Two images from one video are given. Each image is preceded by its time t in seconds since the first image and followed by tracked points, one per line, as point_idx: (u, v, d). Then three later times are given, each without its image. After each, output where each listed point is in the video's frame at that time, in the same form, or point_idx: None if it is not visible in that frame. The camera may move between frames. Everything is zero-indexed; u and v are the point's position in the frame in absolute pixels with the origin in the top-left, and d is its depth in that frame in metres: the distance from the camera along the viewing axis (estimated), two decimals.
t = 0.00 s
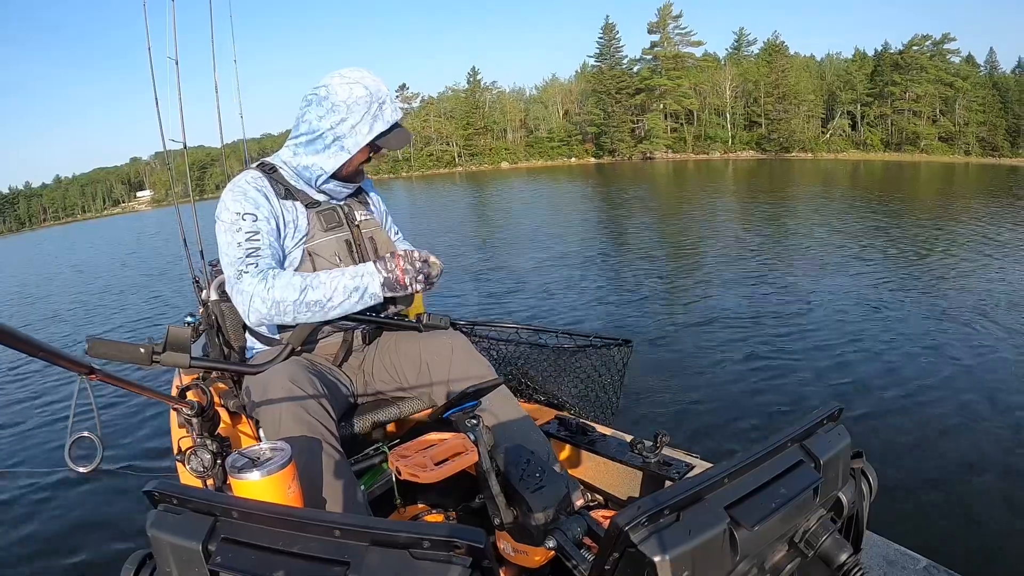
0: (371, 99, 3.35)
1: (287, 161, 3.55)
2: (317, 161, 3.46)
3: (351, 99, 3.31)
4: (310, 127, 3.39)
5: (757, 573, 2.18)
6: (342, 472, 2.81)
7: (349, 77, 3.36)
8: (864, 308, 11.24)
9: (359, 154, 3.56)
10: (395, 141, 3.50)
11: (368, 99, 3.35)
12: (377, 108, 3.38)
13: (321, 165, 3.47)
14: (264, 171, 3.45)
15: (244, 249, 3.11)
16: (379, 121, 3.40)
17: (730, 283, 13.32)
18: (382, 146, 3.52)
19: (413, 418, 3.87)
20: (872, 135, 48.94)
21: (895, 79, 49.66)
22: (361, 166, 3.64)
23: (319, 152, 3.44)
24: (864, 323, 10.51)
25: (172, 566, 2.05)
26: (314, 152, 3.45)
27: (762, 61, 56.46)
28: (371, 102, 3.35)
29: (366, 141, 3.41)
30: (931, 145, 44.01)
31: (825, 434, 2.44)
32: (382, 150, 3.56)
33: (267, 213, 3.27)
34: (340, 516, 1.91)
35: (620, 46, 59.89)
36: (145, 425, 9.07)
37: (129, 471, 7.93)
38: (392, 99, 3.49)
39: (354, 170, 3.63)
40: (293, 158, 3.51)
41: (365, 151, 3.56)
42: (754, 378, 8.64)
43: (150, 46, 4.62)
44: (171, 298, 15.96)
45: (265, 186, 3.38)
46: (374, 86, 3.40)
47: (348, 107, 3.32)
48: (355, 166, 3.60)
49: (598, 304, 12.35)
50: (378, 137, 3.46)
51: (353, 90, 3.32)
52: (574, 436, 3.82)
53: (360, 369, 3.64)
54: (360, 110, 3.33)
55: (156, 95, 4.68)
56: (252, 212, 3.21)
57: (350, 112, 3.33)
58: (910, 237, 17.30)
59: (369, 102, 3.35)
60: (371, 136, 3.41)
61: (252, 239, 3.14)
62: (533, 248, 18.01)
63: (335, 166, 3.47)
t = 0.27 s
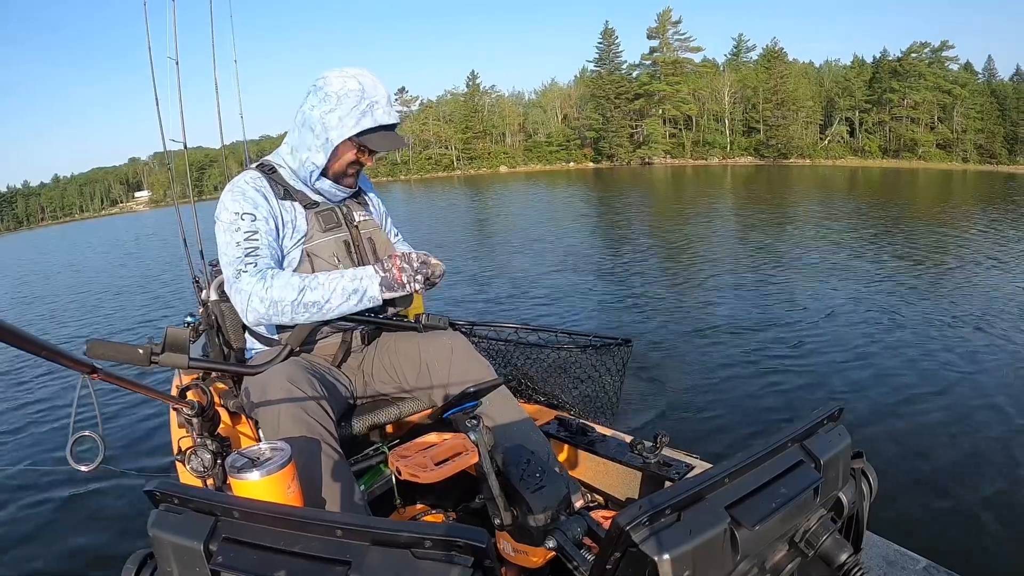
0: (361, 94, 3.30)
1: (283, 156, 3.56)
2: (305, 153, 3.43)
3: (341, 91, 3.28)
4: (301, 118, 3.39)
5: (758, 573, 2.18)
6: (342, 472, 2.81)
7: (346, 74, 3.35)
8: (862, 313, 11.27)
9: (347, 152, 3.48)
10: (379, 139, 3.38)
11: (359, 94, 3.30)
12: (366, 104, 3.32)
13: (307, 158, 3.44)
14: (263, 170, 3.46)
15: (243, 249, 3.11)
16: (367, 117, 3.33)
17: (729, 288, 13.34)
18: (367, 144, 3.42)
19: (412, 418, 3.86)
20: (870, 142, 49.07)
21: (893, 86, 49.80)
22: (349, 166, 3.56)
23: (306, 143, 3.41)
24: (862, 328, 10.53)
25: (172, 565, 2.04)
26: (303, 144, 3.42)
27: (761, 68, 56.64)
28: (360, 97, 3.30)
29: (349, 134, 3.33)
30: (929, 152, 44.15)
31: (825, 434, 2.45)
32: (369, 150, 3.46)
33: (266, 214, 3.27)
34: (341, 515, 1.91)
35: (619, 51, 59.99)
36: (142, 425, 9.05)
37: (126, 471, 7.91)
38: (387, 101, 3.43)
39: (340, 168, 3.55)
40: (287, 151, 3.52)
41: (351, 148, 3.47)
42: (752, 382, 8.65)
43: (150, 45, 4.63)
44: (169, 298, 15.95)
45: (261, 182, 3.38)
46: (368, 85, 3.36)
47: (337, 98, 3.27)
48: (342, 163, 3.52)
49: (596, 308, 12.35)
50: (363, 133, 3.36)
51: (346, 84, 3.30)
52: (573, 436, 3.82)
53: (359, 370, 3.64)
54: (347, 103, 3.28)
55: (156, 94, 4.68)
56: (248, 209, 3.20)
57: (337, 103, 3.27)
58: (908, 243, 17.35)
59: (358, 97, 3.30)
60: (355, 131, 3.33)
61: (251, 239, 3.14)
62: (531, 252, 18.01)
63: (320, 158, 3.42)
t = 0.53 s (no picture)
0: (357, 93, 3.29)
1: (283, 155, 3.57)
2: (302, 151, 3.44)
3: (338, 89, 3.27)
4: (298, 116, 3.39)
5: (758, 573, 2.18)
6: (341, 472, 2.82)
7: (343, 72, 3.34)
8: (862, 313, 11.28)
9: (343, 150, 3.47)
10: (373, 138, 3.36)
11: (356, 92, 3.29)
12: (362, 102, 3.30)
13: (304, 156, 3.44)
14: (262, 170, 3.46)
15: (242, 249, 3.11)
16: (362, 115, 3.31)
17: (728, 287, 13.35)
18: (362, 143, 3.40)
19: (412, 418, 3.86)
20: (870, 141, 49.08)
21: (893, 85, 49.80)
22: (346, 165, 3.55)
23: (303, 141, 3.41)
24: (861, 328, 10.54)
25: (173, 566, 2.04)
26: (300, 142, 3.43)
27: (760, 68, 56.69)
28: (356, 95, 3.29)
29: (343, 132, 3.31)
30: (929, 152, 44.19)
31: (825, 433, 2.45)
32: (364, 149, 3.45)
33: (264, 214, 3.27)
34: (341, 515, 1.91)
35: (618, 51, 59.97)
36: (143, 425, 9.06)
37: (126, 471, 7.91)
38: (385, 100, 3.41)
39: (337, 167, 3.54)
40: (285, 150, 3.52)
41: (346, 147, 3.45)
42: (752, 382, 8.66)
43: (150, 45, 4.63)
44: (169, 298, 15.95)
45: (260, 182, 3.39)
46: (365, 83, 3.35)
47: (334, 96, 3.27)
48: (338, 162, 3.50)
49: (596, 307, 12.37)
50: (358, 131, 3.35)
51: (343, 82, 3.29)
52: (574, 436, 3.83)
53: (359, 369, 3.64)
54: (341, 101, 3.26)
55: (156, 94, 4.69)
56: (246, 209, 3.21)
57: (334, 101, 3.27)
58: (907, 242, 17.38)
59: (353, 95, 3.28)
60: (350, 128, 3.31)
61: (250, 239, 3.14)
62: (531, 252, 18.03)
63: (315, 156, 3.42)
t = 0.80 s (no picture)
0: (355, 93, 3.29)
1: (281, 155, 3.57)
2: (300, 151, 3.44)
3: (336, 90, 3.27)
4: (297, 116, 3.39)
5: (757, 573, 2.18)
6: (341, 472, 2.81)
7: (342, 72, 3.34)
8: (861, 313, 11.28)
9: (341, 151, 3.46)
10: (372, 138, 3.36)
11: (354, 92, 3.29)
12: (360, 102, 3.30)
13: (303, 156, 3.44)
14: (261, 170, 3.46)
15: (242, 249, 3.10)
16: (360, 115, 3.31)
17: (727, 287, 13.35)
18: (360, 143, 3.39)
19: (412, 419, 3.86)
20: (868, 140, 49.14)
21: (891, 85, 49.85)
22: (345, 165, 3.54)
23: (302, 141, 3.42)
24: (860, 327, 10.55)
25: (172, 566, 2.04)
26: (299, 142, 3.43)
27: (758, 67, 56.76)
28: (355, 95, 3.29)
29: (342, 131, 3.31)
30: (927, 151, 44.25)
31: (824, 434, 2.45)
32: (363, 149, 3.44)
33: (264, 214, 3.26)
34: (341, 516, 1.91)
35: (617, 51, 60.00)
36: (141, 425, 9.04)
37: (125, 472, 7.90)
38: (384, 100, 3.41)
39: (336, 167, 3.54)
40: (284, 150, 3.52)
41: (345, 147, 3.45)
42: (751, 381, 8.66)
43: (150, 45, 4.64)
44: (168, 299, 15.94)
45: (260, 181, 3.38)
46: (364, 83, 3.35)
47: (333, 96, 3.27)
48: (337, 162, 3.50)
49: (595, 307, 12.38)
50: (357, 132, 3.35)
51: (342, 82, 3.29)
52: (573, 436, 3.83)
53: (358, 369, 3.64)
54: (340, 101, 3.26)
55: (156, 94, 4.69)
56: (246, 208, 3.20)
57: (333, 102, 3.27)
58: (905, 242, 17.41)
59: (352, 95, 3.28)
60: (348, 128, 3.31)
61: (249, 238, 3.13)
62: (530, 251, 18.04)
63: (313, 157, 3.42)
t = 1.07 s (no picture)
0: (355, 93, 3.28)
1: (281, 155, 3.57)
2: (300, 151, 3.44)
3: (335, 90, 3.27)
4: (296, 117, 3.39)
5: (757, 573, 2.18)
6: (341, 472, 2.81)
7: (341, 72, 3.34)
8: (861, 311, 11.29)
9: (341, 151, 3.46)
10: (372, 138, 3.35)
11: (353, 92, 3.29)
12: (359, 102, 3.29)
13: (303, 156, 3.44)
14: (261, 170, 3.45)
15: (242, 248, 3.10)
16: (359, 115, 3.30)
17: (727, 285, 13.35)
18: (359, 144, 3.38)
19: (411, 419, 3.86)
20: (867, 138, 49.13)
21: (890, 82, 49.83)
22: (345, 165, 3.54)
23: (302, 142, 3.42)
24: (860, 325, 10.56)
25: (171, 566, 2.04)
26: (299, 142, 3.43)
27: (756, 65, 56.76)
28: (354, 95, 3.28)
29: (341, 132, 3.31)
30: (926, 148, 44.24)
31: (824, 433, 2.45)
32: (362, 149, 3.43)
33: (263, 213, 3.26)
34: (341, 516, 1.91)
35: (615, 49, 59.96)
36: (142, 425, 9.05)
37: (125, 472, 7.90)
38: (383, 100, 3.40)
39: (335, 168, 3.53)
40: (283, 149, 3.52)
41: (345, 147, 3.44)
42: (751, 380, 8.66)
43: (149, 46, 4.64)
44: (168, 299, 15.95)
45: (259, 181, 3.38)
46: (363, 83, 3.34)
47: (332, 96, 3.27)
48: (336, 162, 3.50)
49: (594, 305, 12.39)
50: (356, 132, 3.34)
51: (340, 82, 3.28)
52: (573, 436, 3.83)
53: (358, 369, 3.64)
54: (339, 101, 3.26)
55: (155, 95, 4.69)
56: (246, 208, 3.20)
57: (332, 102, 3.26)
58: (905, 239, 17.39)
59: (351, 95, 3.28)
60: (348, 128, 3.30)
61: (250, 238, 3.13)
62: (529, 250, 18.05)
63: (313, 157, 3.42)
